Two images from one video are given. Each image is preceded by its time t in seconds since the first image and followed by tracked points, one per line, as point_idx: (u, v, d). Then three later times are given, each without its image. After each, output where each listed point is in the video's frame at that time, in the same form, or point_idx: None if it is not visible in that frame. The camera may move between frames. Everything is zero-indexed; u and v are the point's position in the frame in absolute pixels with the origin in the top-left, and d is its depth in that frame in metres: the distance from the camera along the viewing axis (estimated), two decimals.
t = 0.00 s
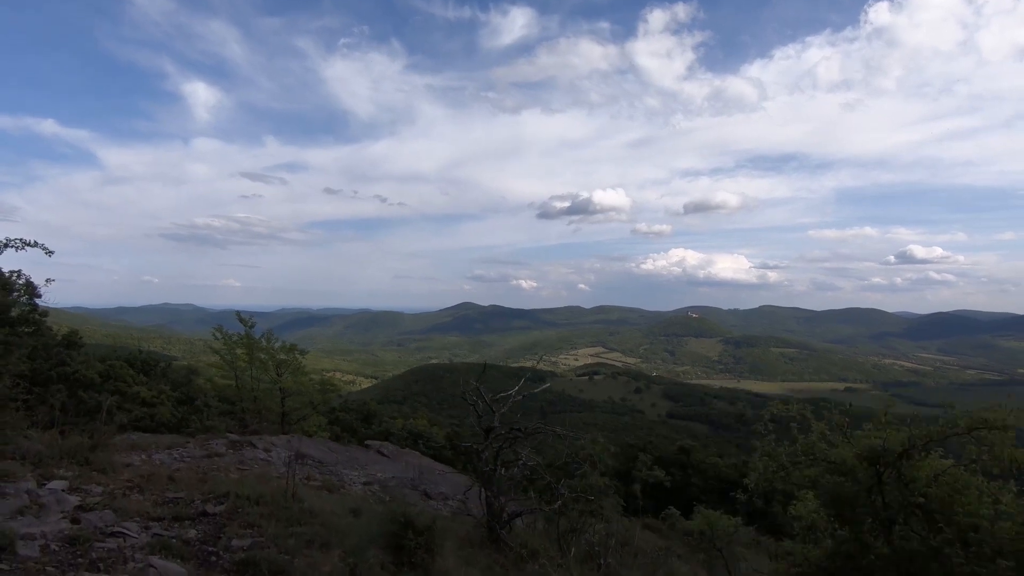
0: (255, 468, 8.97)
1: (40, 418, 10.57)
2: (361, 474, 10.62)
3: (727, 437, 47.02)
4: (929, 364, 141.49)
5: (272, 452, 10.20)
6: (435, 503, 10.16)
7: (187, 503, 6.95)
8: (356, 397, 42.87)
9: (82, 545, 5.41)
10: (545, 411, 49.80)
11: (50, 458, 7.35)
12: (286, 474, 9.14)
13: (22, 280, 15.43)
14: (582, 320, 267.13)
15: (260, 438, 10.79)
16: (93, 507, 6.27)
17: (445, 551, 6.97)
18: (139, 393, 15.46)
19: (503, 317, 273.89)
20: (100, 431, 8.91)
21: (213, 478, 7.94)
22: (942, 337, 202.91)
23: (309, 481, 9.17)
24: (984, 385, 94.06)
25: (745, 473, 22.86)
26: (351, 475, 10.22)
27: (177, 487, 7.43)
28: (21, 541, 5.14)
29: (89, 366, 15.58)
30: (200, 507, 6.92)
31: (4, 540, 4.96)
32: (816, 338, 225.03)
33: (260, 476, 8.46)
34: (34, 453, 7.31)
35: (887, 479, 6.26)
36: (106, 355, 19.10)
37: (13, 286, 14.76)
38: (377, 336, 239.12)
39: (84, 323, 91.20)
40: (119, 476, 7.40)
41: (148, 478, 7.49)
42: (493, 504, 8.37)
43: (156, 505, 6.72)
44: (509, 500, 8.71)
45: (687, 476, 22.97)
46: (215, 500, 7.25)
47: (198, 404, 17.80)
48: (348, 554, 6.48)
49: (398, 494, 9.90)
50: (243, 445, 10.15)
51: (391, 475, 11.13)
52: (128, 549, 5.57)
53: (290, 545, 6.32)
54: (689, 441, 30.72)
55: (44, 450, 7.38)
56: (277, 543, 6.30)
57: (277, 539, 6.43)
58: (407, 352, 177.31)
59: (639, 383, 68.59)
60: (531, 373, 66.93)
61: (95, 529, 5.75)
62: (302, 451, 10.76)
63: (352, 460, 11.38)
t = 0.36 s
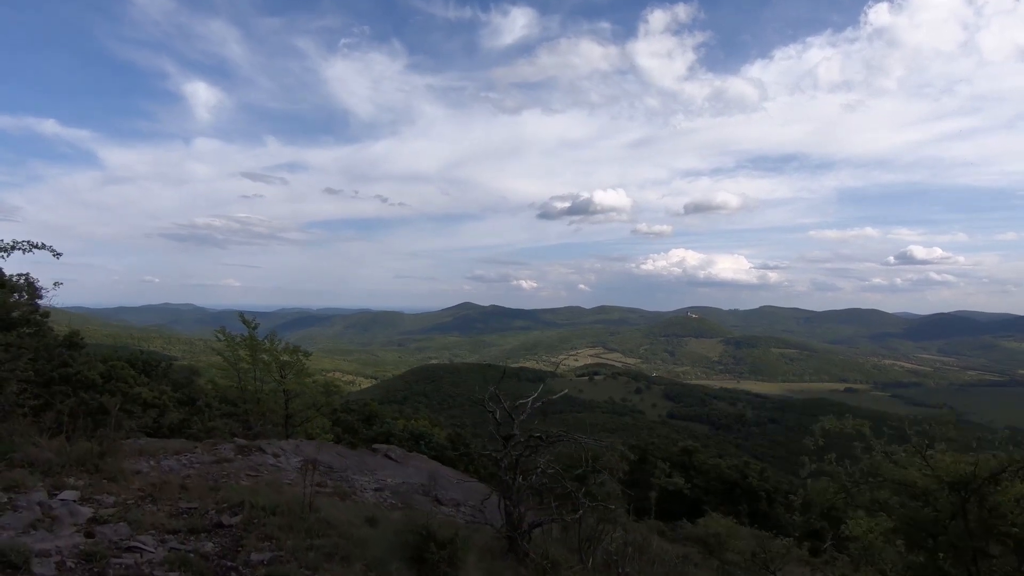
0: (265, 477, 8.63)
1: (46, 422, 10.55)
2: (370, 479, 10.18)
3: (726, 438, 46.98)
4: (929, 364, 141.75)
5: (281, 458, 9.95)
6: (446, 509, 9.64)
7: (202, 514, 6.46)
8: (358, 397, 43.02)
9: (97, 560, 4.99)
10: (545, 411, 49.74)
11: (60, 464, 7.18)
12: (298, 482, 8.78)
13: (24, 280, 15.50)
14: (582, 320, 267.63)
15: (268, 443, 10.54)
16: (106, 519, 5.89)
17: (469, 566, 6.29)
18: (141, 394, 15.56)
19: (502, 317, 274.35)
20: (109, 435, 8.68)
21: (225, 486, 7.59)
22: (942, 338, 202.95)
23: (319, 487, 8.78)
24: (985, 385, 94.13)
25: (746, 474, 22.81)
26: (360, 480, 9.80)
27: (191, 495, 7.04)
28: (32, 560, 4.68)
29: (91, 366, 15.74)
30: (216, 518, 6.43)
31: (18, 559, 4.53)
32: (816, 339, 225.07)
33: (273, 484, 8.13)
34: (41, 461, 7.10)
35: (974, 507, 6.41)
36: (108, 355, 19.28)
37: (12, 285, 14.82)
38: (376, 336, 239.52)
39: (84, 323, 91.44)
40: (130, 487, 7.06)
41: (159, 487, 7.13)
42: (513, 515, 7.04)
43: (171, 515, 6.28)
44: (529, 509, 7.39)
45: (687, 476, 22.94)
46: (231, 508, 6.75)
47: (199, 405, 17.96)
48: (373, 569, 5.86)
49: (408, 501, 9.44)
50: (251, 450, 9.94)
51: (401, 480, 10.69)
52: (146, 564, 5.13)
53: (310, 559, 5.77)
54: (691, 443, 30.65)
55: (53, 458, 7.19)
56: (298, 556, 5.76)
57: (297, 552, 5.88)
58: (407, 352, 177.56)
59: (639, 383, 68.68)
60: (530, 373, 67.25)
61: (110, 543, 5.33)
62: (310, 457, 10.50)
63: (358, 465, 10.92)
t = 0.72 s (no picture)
0: (268, 481, 8.43)
1: (37, 425, 10.36)
2: (374, 482, 9.98)
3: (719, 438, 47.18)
4: (918, 364, 143.23)
5: (282, 460, 9.81)
6: (453, 513, 9.47)
7: (207, 522, 6.27)
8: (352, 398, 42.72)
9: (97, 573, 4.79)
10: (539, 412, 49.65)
11: (55, 469, 6.97)
12: (303, 486, 8.65)
13: (14, 278, 15.04)
14: (574, 320, 268.11)
15: (268, 445, 10.38)
16: (107, 528, 5.69)
17: (489, 570, 6.06)
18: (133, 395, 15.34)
19: (495, 317, 274.16)
20: (104, 438, 8.48)
21: (228, 491, 7.41)
22: (931, 338, 205.07)
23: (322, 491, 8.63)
24: (973, 385, 95.31)
25: (739, 474, 22.89)
26: (364, 483, 9.61)
27: (193, 501, 6.84)
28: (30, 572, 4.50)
29: (81, 368, 15.50)
30: (221, 524, 6.24)
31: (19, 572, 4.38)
32: (807, 339, 226.53)
33: (276, 488, 7.98)
34: (36, 466, 6.89)
35: None
36: (98, 356, 18.97)
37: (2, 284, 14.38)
38: (368, 336, 238.41)
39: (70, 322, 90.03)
40: (130, 493, 6.86)
41: (161, 493, 6.95)
42: (529, 521, 6.78)
43: (174, 523, 6.09)
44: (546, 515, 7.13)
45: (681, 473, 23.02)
46: (237, 514, 6.57)
47: (191, 406, 17.72)
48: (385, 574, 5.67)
49: (414, 506, 9.26)
50: (251, 452, 9.75)
51: (406, 483, 10.49)
52: None
53: (320, 566, 5.58)
54: (687, 443, 30.68)
55: (48, 462, 6.98)
56: (307, 564, 5.58)
57: (306, 561, 5.68)
58: (399, 352, 176.90)
59: (632, 383, 68.79)
60: (523, 373, 67.16)
61: (111, 553, 5.15)
62: (312, 459, 10.36)
63: (361, 468, 10.73)
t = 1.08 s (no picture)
0: (251, 492, 8.18)
1: (1, 434, 9.93)
2: (360, 490, 9.80)
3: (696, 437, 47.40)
4: (887, 362, 147.22)
5: (264, 468, 9.57)
6: (443, 521, 9.37)
7: (190, 540, 6.03)
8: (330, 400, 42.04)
9: None
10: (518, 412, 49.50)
11: (24, 485, 6.64)
12: (287, 497, 8.45)
13: None
14: (553, 320, 269.09)
15: (251, 453, 10.13)
16: (84, 551, 5.42)
17: None
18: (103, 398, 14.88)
19: (475, 316, 273.69)
20: (77, 448, 8.16)
21: (211, 505, 7.16)
22: (900, 337, 210.95)
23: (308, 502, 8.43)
24: (939, 383, 98.15)
25: (719, 472, 23.06)
26: (351, 492, 9.45)
27: (174, 517, 6.58)
28: None
29: (48, 370, 14.95)
30: (204, 543, 5.99)
31: None
32: (781, 338, 231.04)
33: (261, 500, 7.76)
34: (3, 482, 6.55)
35: None
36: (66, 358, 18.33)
37: None
38: (346, 336, 235.89)
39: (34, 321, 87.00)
40: (107, 510, 6.58)
41: (138, 509, 6.67)
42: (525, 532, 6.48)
43: (152, 544, 5.81)
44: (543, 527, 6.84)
45: (663, 471, 22.98)
46: (221, 532, 6.32)
47: (165, 409, 17.25)
48: None
49: (403, 515, 9.14)
50: (232, 461, 9.48)
51: (394, 490, 10.32)
52: None
53: None
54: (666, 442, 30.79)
55: (16, 478, 6.65)
56: None
57: None
58: (379, 352, 175.29)
59: (611, 382, 69.18)
60: (503, 373, 67.08)
61: None
62: (295, 467, 10.14)
63: (347, 476, 10.50)
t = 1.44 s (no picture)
0: (223, 503, 7.90)
1: None
2: (336, 497, 9.56)
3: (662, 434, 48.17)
4: (843, 359, 153.10)
5: (234, 476, 9.24)
6: (421, 527, 9.23)
7: (161, 558, 5.74)
8: (295, 401, 41.09)
9: None
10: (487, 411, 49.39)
11: None
12: (260, 507, 8.17)
13: None
14: (522, 319, 269.69)
15: (218, 460, 9.77)
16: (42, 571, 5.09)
17: None
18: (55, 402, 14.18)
19: (443, 315, 271.75)
20: (31, 460, 7.71)
21: (179, 517, 6.86)
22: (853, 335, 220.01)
23: (282, 511, 8.17)
24: (890, 379, 102.88)
25: (685, 469, 23.85)
26: (326, 498, 9.21)
27: (140, 532, 6.26)
28: None
29: None
30: (177, 561, 5.72)
31: None
32: (743, 336, 237.66)
33: (233, 510, 7.49)
34: None
35: None
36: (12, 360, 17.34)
37: None
38: (311, 336, 230.59)
39: None
40: (67, 526, 6.22)
41: (101, 525, 6.31)
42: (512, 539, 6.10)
43: (118, 563, 5.49)
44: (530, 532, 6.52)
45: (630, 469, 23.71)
46: (194, 547, 6.05)
47: (122, 413, 16.52)
48: None
49: (380, 522, 8.96)
50: (198, 469, 9.11)
51: (369, 496, 10.11)
52: None
53: None
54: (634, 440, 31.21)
55: None
56: None
57: None
58: (345, 353, 172.36)
59: (579, 380, 69.87)
60: (472, 373, 66.91)
61: None
62: (266, 474, 9.84)
63: (320, 482, 10.26)
